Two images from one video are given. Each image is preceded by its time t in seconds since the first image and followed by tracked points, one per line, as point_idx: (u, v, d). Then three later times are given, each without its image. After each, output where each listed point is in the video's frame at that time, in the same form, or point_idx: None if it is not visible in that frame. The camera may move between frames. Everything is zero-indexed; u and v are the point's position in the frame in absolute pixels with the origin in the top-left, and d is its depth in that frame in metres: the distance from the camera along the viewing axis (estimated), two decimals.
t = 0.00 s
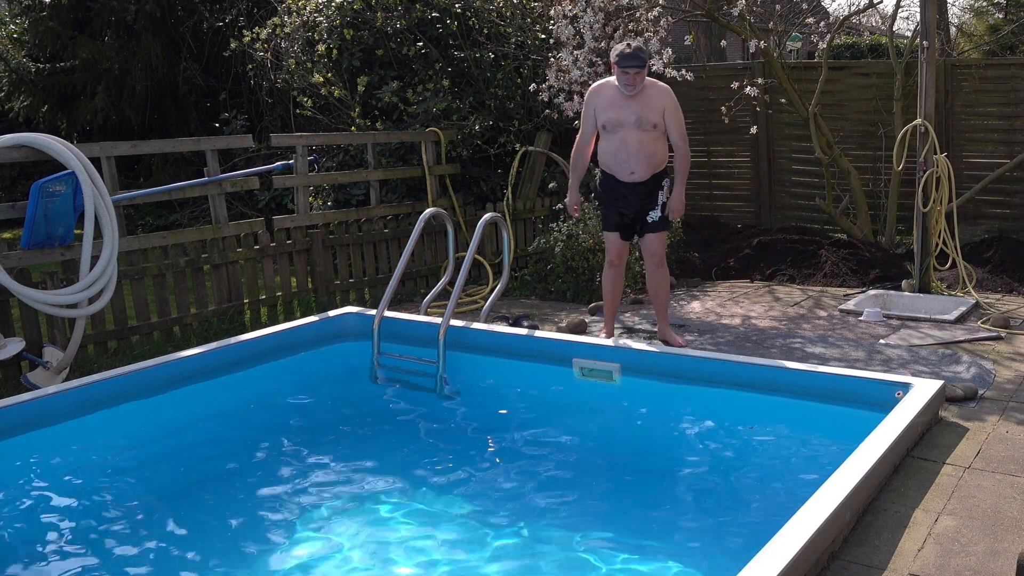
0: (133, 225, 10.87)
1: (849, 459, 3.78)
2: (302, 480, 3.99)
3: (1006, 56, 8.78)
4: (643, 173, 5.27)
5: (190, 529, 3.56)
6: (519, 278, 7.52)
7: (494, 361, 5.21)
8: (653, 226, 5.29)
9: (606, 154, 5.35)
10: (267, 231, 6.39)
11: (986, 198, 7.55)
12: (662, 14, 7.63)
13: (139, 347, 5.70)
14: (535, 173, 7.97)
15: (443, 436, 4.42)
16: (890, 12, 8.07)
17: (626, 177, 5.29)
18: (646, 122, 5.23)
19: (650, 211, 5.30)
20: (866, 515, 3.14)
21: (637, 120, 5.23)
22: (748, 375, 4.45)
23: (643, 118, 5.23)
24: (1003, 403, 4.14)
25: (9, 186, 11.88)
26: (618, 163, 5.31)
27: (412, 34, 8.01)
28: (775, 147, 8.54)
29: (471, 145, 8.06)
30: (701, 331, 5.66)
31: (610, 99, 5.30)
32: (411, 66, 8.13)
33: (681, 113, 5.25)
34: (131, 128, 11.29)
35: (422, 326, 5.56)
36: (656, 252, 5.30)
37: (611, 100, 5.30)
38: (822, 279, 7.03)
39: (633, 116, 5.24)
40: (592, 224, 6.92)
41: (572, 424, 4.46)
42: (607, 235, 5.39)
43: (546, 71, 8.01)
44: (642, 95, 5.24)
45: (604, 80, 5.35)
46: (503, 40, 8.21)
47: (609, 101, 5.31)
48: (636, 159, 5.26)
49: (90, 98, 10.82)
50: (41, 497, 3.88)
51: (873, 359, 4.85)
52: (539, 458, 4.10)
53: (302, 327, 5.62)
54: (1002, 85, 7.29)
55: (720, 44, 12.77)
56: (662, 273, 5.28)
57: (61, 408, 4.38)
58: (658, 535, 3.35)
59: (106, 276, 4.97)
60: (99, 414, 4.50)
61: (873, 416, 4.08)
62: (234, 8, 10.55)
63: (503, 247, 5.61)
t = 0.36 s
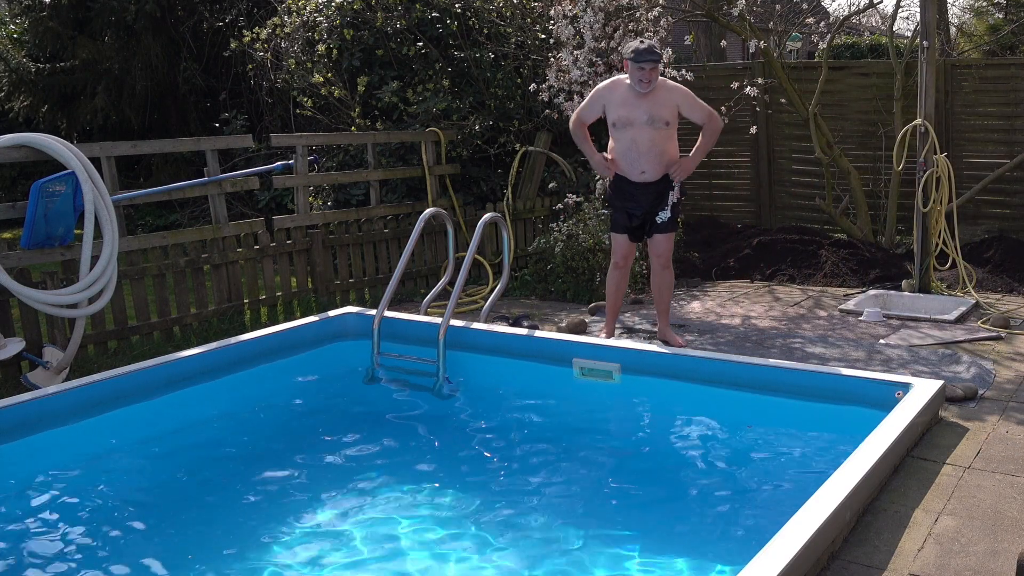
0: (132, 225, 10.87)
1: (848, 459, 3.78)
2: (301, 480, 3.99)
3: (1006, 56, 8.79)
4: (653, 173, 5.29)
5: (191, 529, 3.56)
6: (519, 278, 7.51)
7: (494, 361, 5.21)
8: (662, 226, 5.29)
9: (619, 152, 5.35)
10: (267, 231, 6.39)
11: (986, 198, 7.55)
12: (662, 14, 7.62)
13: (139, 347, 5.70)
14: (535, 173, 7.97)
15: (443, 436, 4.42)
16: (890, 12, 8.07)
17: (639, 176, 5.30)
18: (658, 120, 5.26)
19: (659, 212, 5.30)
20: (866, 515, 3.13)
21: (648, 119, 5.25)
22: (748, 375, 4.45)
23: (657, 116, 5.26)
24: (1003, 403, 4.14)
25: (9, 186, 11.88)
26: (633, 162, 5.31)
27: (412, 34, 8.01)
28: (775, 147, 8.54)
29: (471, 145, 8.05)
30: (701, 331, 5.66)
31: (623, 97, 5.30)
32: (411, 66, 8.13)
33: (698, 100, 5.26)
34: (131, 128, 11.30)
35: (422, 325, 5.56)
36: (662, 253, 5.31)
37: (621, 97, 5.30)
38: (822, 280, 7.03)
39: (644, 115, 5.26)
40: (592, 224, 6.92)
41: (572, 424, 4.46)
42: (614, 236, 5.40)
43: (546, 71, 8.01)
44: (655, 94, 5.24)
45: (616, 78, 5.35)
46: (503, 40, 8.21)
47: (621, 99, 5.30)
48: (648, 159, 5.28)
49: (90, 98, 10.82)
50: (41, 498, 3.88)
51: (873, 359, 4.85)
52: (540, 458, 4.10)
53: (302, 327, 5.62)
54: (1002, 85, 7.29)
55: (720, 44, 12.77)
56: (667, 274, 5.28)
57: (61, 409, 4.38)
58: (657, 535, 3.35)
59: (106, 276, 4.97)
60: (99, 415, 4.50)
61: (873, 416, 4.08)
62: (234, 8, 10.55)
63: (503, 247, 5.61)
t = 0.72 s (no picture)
0: (133, 225, 10.87)
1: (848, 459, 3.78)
2: (301, 480, 3.99)
3: (1006, 56, 8.79)
4: (656, 172, 5.29)
5: (191, 529, 3.56)
6: (519, 278, 7.51)
7: (493, 361, 5.21)
8: (663, 227, 5.29)
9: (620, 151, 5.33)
10: (267, 231, 6.39)
11: (986, 198, 7.55)
12: (662, 14, 7.62)
13: (139, 347, 5.71)
14: (535, 173, 7.97)
15: (443, 435, 4.42)
16: (890, 12, 8.07)
17: (641, 176, 5.30)
18: (660, 119, 5.27)
19: (661, 213, 5.30)
20: (866, 515, 3.13)
21: (650, 118, 5.26)
22: (748, 375, 4.45)
23: (658, 114, 5.26)
24: (1003, 403, 4.14)
25: (9, 186, 11.88)
26: (636, 162, 5.30)
27: (412, 34, 8.01)
28: (775, 147, 8.54)
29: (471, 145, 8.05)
30: (701, 331, 5.66)
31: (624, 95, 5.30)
32: (411, 66, 8.14)
33: (700, 97, 5.30)
34: (131, 128, 11.30)
35: (422, 326, 5.56)
36: (663, 254, 5.30)
37: (622, 97, 5.30)
38: (822, 279, 7.03)
39: (645, 114, 5.26)
40: (592, 224, 6.92)
41: (571, 425, 4.46)
42: (614, 238, 5.40)
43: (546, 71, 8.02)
44: (655, 93, 5.25)
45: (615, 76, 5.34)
46: (503, 40, 8.22)
47: (621, 97, 5.30)
48: (650, 158, 5.28)
49: (90, 98, 10.82)
50: (41, 497, 3.88)
51: (873, 359, 4.85)
52: (540, 458, 4.10)
53: (302, 327, 5.63)
54: (1001, 85, 7.29)
55: (720, 44, 12.78)
56: (668, 275, 5.28)
57: (61, 408, 4.38)
58: (657, 535, 3.35)
59: (106, 277, 4.97)
60: (99, 415, 4.50)
61: (873, 416, 4.08)
62: (234, 8, 10.56)
63: (504, 247, 5.60)
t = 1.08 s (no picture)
0: (133, 225, 10.88)
1: (848, 460, 3.78)
2: (301, 480, 3.98)
3: (1006, 56, 8.80)
4: (652, 170, 5.28)
5: (190, 529, 3.56)
6: (519, 278, 7.51)
7: (494, 361, 5.21)
8: (660, 227, 5.29)
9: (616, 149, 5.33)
10: (267, 231, 6.39)
11: (986, 198, 7.55)
12: (662, 14, 7.62)
13: (139, 347, 5.71)
14: (535, 173, 7.97)
15: (443, 435, 4.42)
16: (890, 12, 8.07)
17: (637, 173, 5.29)
18: (656, 116, 5.26)
19: (658, 213, 5.30)
20: (866, 515, 3.13)
21: (646, 115, 5.26)
22: (748, 375, 4.45)
23: (654, 111, 5.25)
24: (1003, 403, 4.14)
25: (8, 186, 11.88)
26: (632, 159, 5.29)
27: (412, 34, 8.01)
28: (774, 147, 8.54)
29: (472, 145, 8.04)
30: (701, 331, 5.66)
31: (620, 92, 5.29)
32: (411, 66, 8.14)
33: (696, 98, 5.28)
34: (131, 128, 11.30)
35: (422, 325, 5.56)
36: (660, 255, 5.30)
37: (618, 95, 5.30)
38: (822, 279, 7.03)
39: (642, 110, 5.26)
40: (592, 224, 6.92)
41: (571, 425, 4.46)
42: (610, 239, 5.40)
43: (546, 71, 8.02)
44: (652, 89, 5.25)
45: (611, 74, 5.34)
46: (503, 40, 8.22)
47: (618, 94, 5.30)
48: (646, 155, 5.27)
49: (90, 98, 10.82)
50: (41, 497, 3.88)
51: (873, 359, 4.85)
52: (542, 457, 4.11)
53: (302, 327, 5.63)
54: (1001, 85, 7.29)
55: (720, 44, 12.79)
56: (666, 275, 5.28)
57: (61, 408, 4.38)
58: (657, 536, 3.35)
59: (106, 277, 4.97)
60: (99, 415, 4.50)
61: (873, 416, 4.08)
62: (234, 8, 10.57)
63: (503, 247, 5.60)
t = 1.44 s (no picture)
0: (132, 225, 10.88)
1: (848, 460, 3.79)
2: (300, 479, 3.98)
3: (1006, 56, 8.80)
4: (647, 169, 5.28)
5: (189, 529, 3.55)
6: (519, 278, 7.51)
7: (494, 361, 5.21)
8: (655, 228, 5.30)
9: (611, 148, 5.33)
10: (267, 231, 6.39)
11: (986, 198, 7.55)
12: (662, 14, 7.62)
13: (139, 347, 5.71)
14: (535, 173, 7.97)
15: (442, 435, 4.42)
16: (890, 12, 8.07)
17: (631, 172, 5.30)
18: (652, 115, 5.24)
19: (654, 214, 5.30)
20: (866, 515, 3.13)
21: (642, 114, 5.23)
22: (748, 375, 4.46)
23: (650, 111, 5.24)
24: (1003, 403, 4.14)
25: (8, 186, 11.88)
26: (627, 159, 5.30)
27: (412, 34, 8.02)
28: (774, 147, 8.54)
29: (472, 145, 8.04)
30: (701, 331, 5.66)
31: (616, 93, 5.28)
32: (411, 66, 8.14)
33: (692, 101, 5.27)
34: (132, 128, 11.30)
35: (422, 325, 5.56)
36: (658, 254, 5.30)
37: (614, 94, 5.29)
38: (822, 280, 7.03)
39: (637, 110, 5.24)
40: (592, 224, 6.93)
41: (571, 424, 4.46)
42: (608, 238, 5.39)
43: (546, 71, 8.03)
44: (648, 90, 5.23)
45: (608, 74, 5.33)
46: (503, 40, 8.22)
47: (614, 94, 5.29)
48: (642, 155, 5.27)
49: (90, 98, 10.83)
50: (40, 496, 3.88)
51: (873, 359, 4.85)
52: (541, 457, 4.11)
53: (302, 326, 5.63)
54: (1001, 85, 7.29)
55: (720, 44, 12.79)
56: (666, 273, 5.29)
57: (61, 408, 4.38)
58: (656, 536, 3.35)
59: (106, 277, 4.97)
60: (99, 415, 4.50)
61: (873, 416, 4.08)
62: (234, 8, 10.57)
63: (504, 247, 5.60)
